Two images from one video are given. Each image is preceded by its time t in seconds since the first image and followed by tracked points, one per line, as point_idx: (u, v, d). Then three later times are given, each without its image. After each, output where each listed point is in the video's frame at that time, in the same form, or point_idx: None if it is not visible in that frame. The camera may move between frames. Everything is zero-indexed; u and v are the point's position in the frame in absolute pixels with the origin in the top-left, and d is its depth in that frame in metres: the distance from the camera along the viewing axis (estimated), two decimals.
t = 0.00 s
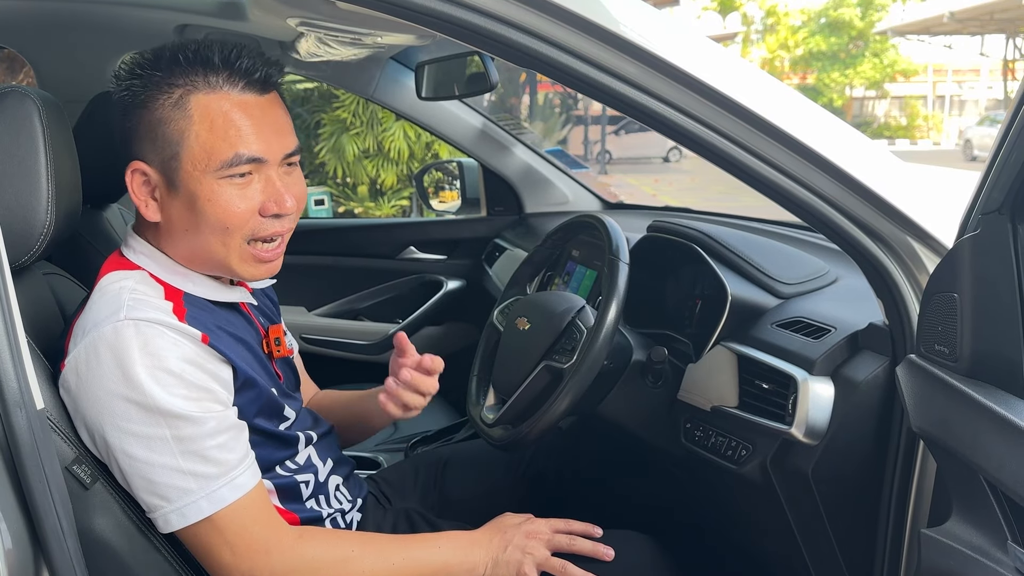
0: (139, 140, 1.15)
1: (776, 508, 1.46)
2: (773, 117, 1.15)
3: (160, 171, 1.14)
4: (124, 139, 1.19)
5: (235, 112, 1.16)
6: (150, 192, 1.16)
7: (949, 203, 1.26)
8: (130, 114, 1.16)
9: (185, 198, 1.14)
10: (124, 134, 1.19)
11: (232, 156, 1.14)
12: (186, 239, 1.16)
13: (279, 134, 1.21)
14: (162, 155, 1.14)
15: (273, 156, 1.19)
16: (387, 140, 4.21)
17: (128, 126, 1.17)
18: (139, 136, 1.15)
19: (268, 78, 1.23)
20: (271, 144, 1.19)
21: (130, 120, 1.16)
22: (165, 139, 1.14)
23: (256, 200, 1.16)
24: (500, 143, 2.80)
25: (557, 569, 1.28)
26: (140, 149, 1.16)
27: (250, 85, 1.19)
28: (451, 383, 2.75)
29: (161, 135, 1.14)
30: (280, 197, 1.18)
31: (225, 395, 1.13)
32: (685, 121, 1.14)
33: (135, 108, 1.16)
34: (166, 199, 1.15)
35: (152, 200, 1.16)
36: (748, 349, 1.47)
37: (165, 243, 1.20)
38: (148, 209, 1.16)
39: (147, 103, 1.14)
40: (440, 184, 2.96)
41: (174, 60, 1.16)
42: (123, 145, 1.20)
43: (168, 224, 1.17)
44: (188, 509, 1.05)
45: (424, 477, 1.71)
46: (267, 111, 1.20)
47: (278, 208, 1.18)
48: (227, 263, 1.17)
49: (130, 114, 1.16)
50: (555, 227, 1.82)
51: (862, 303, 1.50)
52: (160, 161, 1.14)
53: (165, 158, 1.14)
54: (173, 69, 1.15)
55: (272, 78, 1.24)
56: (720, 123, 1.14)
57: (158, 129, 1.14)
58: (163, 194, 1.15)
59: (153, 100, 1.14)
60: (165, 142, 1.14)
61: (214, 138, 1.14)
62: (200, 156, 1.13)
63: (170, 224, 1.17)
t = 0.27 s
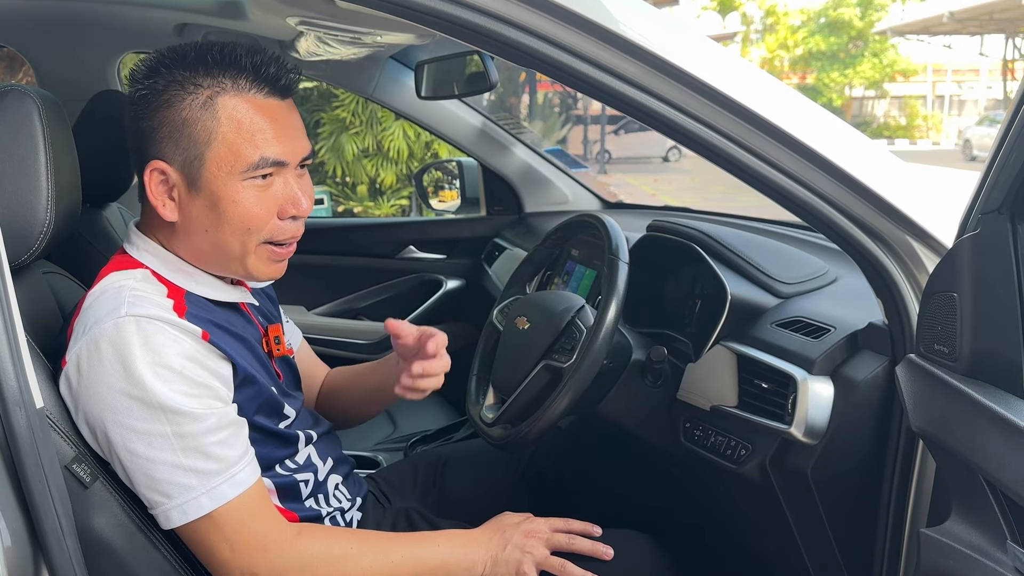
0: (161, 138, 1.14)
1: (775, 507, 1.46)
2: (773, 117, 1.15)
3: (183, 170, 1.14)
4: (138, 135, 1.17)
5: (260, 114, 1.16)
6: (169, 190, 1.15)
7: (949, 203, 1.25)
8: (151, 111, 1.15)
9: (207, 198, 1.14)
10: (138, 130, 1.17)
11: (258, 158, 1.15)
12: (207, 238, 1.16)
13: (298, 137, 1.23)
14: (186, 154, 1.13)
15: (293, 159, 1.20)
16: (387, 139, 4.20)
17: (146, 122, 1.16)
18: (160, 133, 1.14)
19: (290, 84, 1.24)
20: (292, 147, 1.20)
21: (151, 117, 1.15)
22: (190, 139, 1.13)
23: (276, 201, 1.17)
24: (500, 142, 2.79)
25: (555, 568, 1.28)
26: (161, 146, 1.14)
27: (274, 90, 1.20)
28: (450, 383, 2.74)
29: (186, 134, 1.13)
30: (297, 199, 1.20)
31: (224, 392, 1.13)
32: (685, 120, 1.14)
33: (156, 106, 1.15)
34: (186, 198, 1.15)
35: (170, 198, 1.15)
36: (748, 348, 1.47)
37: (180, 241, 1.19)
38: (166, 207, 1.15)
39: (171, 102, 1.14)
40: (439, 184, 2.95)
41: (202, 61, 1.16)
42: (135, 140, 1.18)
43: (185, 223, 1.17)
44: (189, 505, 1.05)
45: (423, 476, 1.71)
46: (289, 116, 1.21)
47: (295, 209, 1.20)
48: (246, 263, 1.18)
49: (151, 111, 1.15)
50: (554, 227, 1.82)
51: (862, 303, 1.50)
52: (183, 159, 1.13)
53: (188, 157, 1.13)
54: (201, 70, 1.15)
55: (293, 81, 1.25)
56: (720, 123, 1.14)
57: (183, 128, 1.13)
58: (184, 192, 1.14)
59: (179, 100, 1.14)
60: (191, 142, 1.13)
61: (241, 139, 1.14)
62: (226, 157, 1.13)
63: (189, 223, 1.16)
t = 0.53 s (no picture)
0: (163, 139, 1.14)
1: (773, 508, 1.46)
2: (772, 116, 1.15)
3: (186, 171, 1.13)
4: (139, 136, 1.17)
5: (263, 114, 1.16)
6: (172, 191, 1.14)
7: (947, 203, 1.25)
8: (152, 113, 1.15)
9: (210, 198, 1.13)
10: (139, 131, 1.17)
11: (261, 159, 1.15)
12: (212, 239, 1.16)
13: (300, 136, 1.22)
14: (189, 155, 1.13)
15: (295, 159, 1.20)
16: (386, 138, 4.20)
17: (148, 124, 1.15)
18: (162, 134, 1.14)
19: (291, 83, 1.24)
20: (294, 146, 1.20)
21: (152, 118, 1.15)
22: (193, 140, 1.13)
23: (280, 202, 1.17)
24: (499, 142, 2.79)
25: (553, 568, 1.28)
26: (163, 147, 1.14)
27: (274, 90, 1.19)
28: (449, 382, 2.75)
29: (188, 136, 1.13)
30: (300, 200, 1.20)
31: (222, 392, 1.13)
32: (684, 120, 1.13)
33: (158, 107, 1.14)
34: (190, 199, 1.14)
35: (173, 199, 1.15)
36: (746, 348, 1.47)
37: (184, 241, 1.19)
38: (169, 208, 1.15)
39: (173, 103, 1.13)
40: (438, 184, 2.95)
41: (202, 61, 1.15)
42: (135, 141, 1.18)
43: (189, 224, 1.16)
44: (186, 506, 1.05)
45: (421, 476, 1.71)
46: (291, 115, 1.21)
47: (298, 209, 1.20)
48: (250, 262, 1.18)
49: (152, 113, 1.15)
50: (554, 227, 1.82)
51: (861, 304, 1.50)
52: (185, 161, 1.13)
53: (191, 158, 1.13)
54: (203, 70, 1.14)
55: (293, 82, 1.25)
56: (720, 122, 1.14)
57: (185, 130, 1.13)
58: (187, 192, 1.14)
59: (180, 100, 1.13)
60: (194, 143, 1.13)
61: (244, 140, 1.14)
62: (230, 158, 1.13)
63: (192, 223, 1.16)
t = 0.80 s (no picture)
0: (139, 145, 1.14)
1: (772, 509, 1.46)
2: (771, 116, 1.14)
3: (164, 175, 1.14)
4: (117, 146, 1.17)
5: (232, 107, 1.16)
6: (155, 196, 1.15)
7: (947, 203, 1.25)
8: (123, 120, 1.15)
9: (192, 199, 1.14)
10: (116, 140, 1.17)
11: (236, 151, 1.14)
12: (199, 239, 1.16)
13: (272, 122, 1.21)
14: (164, 158, 1.13)
15: (272, 147, 1.19)
16: (386, 138, 4.20)
17: (122, 132, 1.15)
18: (137, 140, 1.14)
19: (256, 70, 1.22)
20: (269, 135, 1.19)
21: (124, 126, 1.15)
22: (167, 142, 1.13)
23: (263, 193, 1.17)
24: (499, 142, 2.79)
25: (552, 569, 1.28)
26: (140, 153, 1.14)
27: (238, 79, 1.18)
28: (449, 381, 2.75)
29: (161, 139, 1.13)
30: (283, 187, 1.20)
31: (221, 394, 1.13)
32: (684, 121, 1.13)
33: (127, 114, 1.14)
34: (173, 202, 1.15)
35: (157, 204, 1.16)
36: (746, 349, 1.46)
37: (173, 243, 1.20)
38: (155, 213, 1.16)
39: (142, 108, 1.13)
40: (438, 183, 2.95)
41: (163, 59, 1.14)
42: (116, 150, 1.18)
43: (175, 226, 1.17)
44: (184, 508, 1.05)
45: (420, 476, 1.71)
46: (261, 103, 1.20)
47: (283, 198, 1.20)
48: (240, 258, 1.19)
49: (124, 121, 1.14)
50: (554, 226, 1.82)
51: (861, 304, 1.50)
52: (162, 165, 1.13)
53: (167, 161, 1.13)
54: (163, 70, 1.13)
55: (259, 69, 1.24)
56: (720, 123, 1.14)
57: (158, 133, 1.13)
58: (169, 196, 1.15)
59: (148, 104, 1.13)
60: (167, 145, 1.13)
61: (218, 136, 1.14)
62: (206, 156, 1.13)
63: (178, 225, 1.17)
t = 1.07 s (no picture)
0: (142, 141, 1.14)
1: (772, 508, 1.46)
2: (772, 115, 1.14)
3: (166, 173, 1.13)
4: (119, 139, 1.17)
5: (240, 110, 1.16)
6: (156, 193, 1.15)
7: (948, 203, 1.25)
8: (129, 114, 1.14)
9: (194, 198, 1.13)
10: (118, 134, 1.16)
11: (241, 155, 1.15)
12: (197, 239, 1.16)
13: (278, 128, 1.22)
14: (168, 157, 1.13)
15: (276, 152, 1.20)
16: (386, 137, 4.20)
17: (127, 126, 1.15)
18: (141, 136, 1.14)
19: (267, 75, 1.22)
20: (274, 140, 1.19)
21: (129, 120, 1.14)
22: (172, 141, 1.12)
23: (263, 196, 1.17)
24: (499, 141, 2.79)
25: (552, 568, 1.28)
26: (142, 149, 1.14)
27: (249, 84, 1.18)
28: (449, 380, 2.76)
29: (166, 137, 1.13)
30: (285, 192, 1.20)
31: (221, 391, 1.13)
32: (684, 120, 1.13)
33: (134, 110, 1.13)
34: (173, 200, 1.15)
35: (157, 201, 1.15)
36: (746, 348, 1.46)
37: (171, 240, 1.20)
38: (154, 210, 1.16)
39: (149, 105, 1.13)
40: (437, 183, 2.95)
41: (176, 59, 1.14)
42: (117, 143, 1.17)
43: (174, 224, 1.17)
44: (185, 505, 1.05)
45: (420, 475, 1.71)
46: (269, 108, 1.20)
47: (283, 203, 1.20)
48: (237, 259, 1.19)
49: (129, 114, 1.14)
50: (554, 225, 1.82)
51: (861, 304, 1.49)
52: (165, 163, 1.13)
53: (170, 159, 1.13)
54: (175, 69, 1.13)
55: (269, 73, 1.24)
56: (721, 122, 1.14)
57: (163, 131, 1.13)
58: (170, 194, 1.14)
59: (157, 101, 1.12)
60: (172, 144, 1.12)
61: (224, 139, 1.14)
62: (210, 157, 1.13)
63: (177, 224, 1.16)
